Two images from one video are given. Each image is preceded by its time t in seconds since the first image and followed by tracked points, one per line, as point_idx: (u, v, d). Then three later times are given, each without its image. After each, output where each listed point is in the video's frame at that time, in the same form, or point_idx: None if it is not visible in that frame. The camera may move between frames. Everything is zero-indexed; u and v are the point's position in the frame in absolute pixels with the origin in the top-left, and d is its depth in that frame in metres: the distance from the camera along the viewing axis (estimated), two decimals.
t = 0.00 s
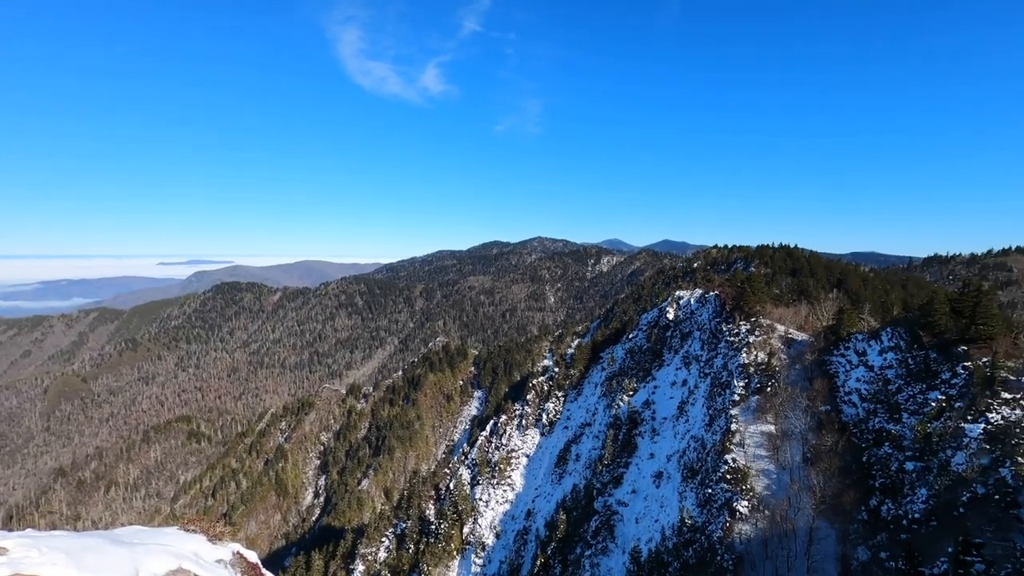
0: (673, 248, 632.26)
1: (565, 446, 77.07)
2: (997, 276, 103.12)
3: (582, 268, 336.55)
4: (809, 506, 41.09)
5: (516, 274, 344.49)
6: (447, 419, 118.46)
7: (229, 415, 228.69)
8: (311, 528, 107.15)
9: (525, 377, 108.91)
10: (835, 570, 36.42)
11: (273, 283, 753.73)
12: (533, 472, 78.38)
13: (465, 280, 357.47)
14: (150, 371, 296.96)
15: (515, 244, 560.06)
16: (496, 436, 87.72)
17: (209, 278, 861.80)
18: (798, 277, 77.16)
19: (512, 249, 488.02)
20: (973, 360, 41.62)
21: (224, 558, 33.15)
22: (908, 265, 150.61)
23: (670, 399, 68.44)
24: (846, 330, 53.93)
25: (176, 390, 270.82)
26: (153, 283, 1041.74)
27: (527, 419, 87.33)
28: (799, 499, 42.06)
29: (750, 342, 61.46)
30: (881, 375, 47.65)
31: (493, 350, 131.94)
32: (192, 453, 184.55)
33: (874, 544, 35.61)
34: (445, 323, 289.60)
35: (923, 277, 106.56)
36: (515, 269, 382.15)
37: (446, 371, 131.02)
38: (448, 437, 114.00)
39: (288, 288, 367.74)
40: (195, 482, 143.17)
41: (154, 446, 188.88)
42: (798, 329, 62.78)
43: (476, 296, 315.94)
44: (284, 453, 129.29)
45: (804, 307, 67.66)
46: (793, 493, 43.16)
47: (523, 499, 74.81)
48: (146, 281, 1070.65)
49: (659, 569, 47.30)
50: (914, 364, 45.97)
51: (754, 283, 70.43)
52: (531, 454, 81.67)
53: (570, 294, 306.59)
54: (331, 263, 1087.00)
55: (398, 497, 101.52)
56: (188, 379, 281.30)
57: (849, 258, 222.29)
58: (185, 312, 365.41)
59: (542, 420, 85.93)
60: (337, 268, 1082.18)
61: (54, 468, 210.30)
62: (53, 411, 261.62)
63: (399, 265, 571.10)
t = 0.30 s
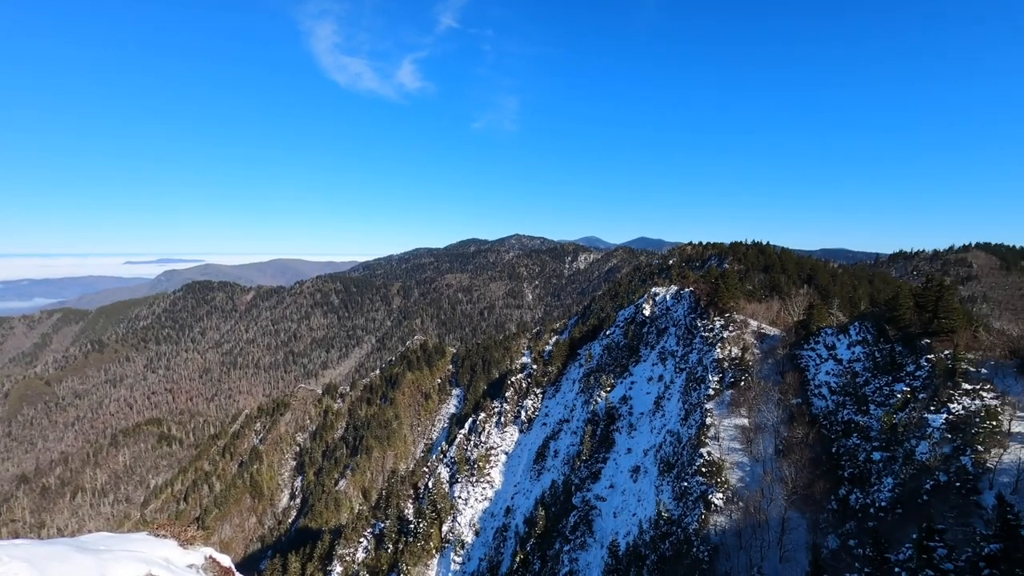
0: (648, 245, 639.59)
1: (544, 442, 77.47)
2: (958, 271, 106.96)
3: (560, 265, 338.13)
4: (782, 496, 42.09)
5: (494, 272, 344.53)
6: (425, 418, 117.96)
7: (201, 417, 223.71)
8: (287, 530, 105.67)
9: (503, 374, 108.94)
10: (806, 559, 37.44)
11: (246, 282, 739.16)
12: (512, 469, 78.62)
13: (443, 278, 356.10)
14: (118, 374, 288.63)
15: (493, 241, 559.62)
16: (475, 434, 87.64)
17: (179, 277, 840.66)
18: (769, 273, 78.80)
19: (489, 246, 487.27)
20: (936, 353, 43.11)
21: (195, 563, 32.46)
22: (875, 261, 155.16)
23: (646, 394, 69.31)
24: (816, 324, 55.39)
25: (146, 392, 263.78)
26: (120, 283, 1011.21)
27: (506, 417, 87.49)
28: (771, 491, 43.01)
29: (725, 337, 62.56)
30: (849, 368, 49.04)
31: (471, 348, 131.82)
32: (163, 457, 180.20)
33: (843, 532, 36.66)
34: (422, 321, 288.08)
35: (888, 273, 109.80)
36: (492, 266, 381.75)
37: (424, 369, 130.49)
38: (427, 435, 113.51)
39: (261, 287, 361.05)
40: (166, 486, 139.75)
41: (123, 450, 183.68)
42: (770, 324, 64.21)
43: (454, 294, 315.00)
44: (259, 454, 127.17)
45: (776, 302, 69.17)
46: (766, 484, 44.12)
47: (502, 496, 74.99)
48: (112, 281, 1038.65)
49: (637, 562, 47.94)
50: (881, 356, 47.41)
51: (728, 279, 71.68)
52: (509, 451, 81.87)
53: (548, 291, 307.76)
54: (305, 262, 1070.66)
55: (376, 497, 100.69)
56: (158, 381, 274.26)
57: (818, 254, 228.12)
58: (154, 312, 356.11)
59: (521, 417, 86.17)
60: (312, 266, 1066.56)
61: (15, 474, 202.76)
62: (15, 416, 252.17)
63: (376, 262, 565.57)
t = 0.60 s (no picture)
0: (638, 244, 641.90)
1: (535, 441, 77.62)
2: (943, 270, 108.36)
3: (551, 264, 338.49)
4: (770, 492, 42.49)
5: (485, 270, 344.33)
6: (416, 417, 117.69)
7: (190, 418, 221.51)
8: (277, 531, 105.08)
9: (494, 373, 108.87)
10: (794, 554, 37.86)
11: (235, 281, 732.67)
12: (504, 468, 78.69)
13: (433, 276, 355.32)
14: (104, 374, 285.08)
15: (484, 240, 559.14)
16: (466, 433, 87.56)
17: (166, 276, 831.75)
18: (758, 272, 79.40)
19: (480, 245, 486.88)
20: (921, 350, 43.70)
21: (182, 565, 32.19)
22: (862, 259, 156.82)
23: (637, 392, 69.63)
24: (804, 322, 55.90)
25: (133, 392, 260.81)
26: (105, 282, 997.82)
27: (497, 415, 87.55)
28: (761, 487, 43.39)
29: (714, 335, 62.99)
30: (836, 365, 49.56)
31: (462, 347, 131.69)
32: (150, 458, 178.46)
33: (831, 527, 37.06)
34: (413, 320, 287.32)
35: (875, 271, 111.04)
36: (483, 265, 381.10)
37: (415, 369, 130.21)
38: (418, 435, 113.22)
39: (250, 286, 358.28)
40: (154, 488, 138.32)
41: (110, 451, 181.51)
42: (758, 322, 64.76)
43: (445, 293, 314.46)
44: (248, 455, 126.28)
45: (764, 300, 69.79)
46: (755, 481, 44.48)
47: (493, 494, 75.07)
48: (98, 280, 1024.87)
49: (628, 559, 48.20)
50: (867, 354, 47.95)
51: (717, 277, 72.14)
52: (501, 450, 81.93)
53: (539, 290, 308.04)
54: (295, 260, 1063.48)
55: (367, 496, 100.27)
56: (145, 382, 271.23)
57: (806, 253, 230.25)
58: (141, 312, 352.22)
59: (512, 416, 86.34)
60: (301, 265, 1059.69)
61: None
62: None
63: (366, 261, 563.28)
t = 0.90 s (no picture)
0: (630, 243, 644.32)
1: (527, 439, 77.69)
2: (930, 268, 109.52)
3: (543, 263, 338.65)
4: (760, 489, 42.80)
5: (478, 269, 344.26)
6: (408, 416, 117.31)
7: (179, 418, 219.46)
8: (268, 532, 104.48)
9: (486, 372, 108.65)
10: (784, 550, 38.16)
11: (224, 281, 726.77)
12: (496, 466, 78.69)
13: (425, 275, 354.66)
14: (92, 375, 281.86)
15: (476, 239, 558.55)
16: (458, 432, 87.40)
17: (155, 275, 824.16)
18: (749, 270, 79.85)
19: (472, 244, 486.49)
20: (908, 347, 44.14)
21: (171, 567, 31.84)
22: (850, 257, 157.85)
23: (629, 390, 69.88)
24: (794, 320, 56.34)
25: (121, 393, 258.12)
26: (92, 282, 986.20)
27: (489, 414, 87.47)
28: (751, 484, 43.69)
29: (705, 333, 63.33)
30: (826, 362, 49.97)
31: (454, 346, 131.46)
32: (139, 459, 176.86)
33: (820, 523, 37.38)
34: (405, 319, 286.53)
35: (863, 269, 112.12)
36: (475, 264, 380.83)
37: (407, 368, 129.89)
38: (410, 434, 112.86)
39: (241, 285, 355.55)
40: (143, 490, 136.95)
41: (97, 453, 179.46)
42: (749, 320, 65.16)
43: (437, 292, 313.85)
44: (239, 456, 125.39)
45: (755, 298, 70.24)
46: (746, 478, 44.73)
47: (486, 493, 75.06)
48: (84, 280, 1012.82)
49: (620, 557, 48.37)
50: (856, 351, 48.38)
51: (709, 275, 72.48)
52: (493, 449, 81.94)
53: (531, 289, 308.19)
54: (285, 259, 1056.87)
55: (359, 496, 99.81)
56: (134, 383, 268.42)
57: (796, 251, 231.76)
58: (130, 312, 348.69)
59: (504, 415, 86.37)
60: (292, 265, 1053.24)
61: None
62: None
63: (358, 260, 561.09)
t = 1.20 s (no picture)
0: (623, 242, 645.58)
1: (521, 438, 77.74)
2: (920, 266, 110.44)
3: (536, 262, 338.58)
4: (752, 486, 43.07)
5: (471, 268, 343.69)
6: (401, 416, 117.01)
7: (170, 419, 217.82)
8: (261, 533, 103.96)
9: (479, 371, 108.44)
10: (775, 546, 38.42)
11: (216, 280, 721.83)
12: (490, 466, 78.68)
13: (419, 275, 353.70)
14: (82, 376, 279.31)
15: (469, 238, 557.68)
16: (452, 432, 87.27)
17: (145, 275, 817.53)
18: (741, 269, 80.17)
19: (465, 243, 485.71)
20: (898, 345, 44.49)
21: (161, 568, 31.59)
22: (841, 255, 158.98)
23: (622, 389, 70.05)
24: (785, 318, 56.71)
25: (111, 394, 255.90)
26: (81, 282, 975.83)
27: (483, 414, 87.41)
28: (743, 481, 43.91)
29: (697, 332, 63.61)
30: (817, 360, 50.34)
31: (448, 345, 131.21)
32: (130, 461, 175.40)
33: (812, 520, 37.65)
34: (398, 318, 285.69)
35: (853, 267, 112.94)
36: (469, 263, 379.97)
37: (400, 368, 129.58)
38: (403, 434, 112.58)
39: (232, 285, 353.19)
40: (134, 491, 135.81)
41: (87, 454, 177.85)
42: (741, 319, 65.46)
43: (430, 291, 313.24)
44: (230, 457, 124.61)
45: (747, 297, 70.62)
46: (738, 475, 44.96)
47: (479, 492, 75.00)
48: (73, 280, 1002.18)
49: (613, 555, 48.49)
50: (847, 349, 48.70)
51: (701, 274, 72.74)
52: (487, 448, 81.92)
53: (524, 288, 308.13)
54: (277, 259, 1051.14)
55: (352, 497, 99.46)
56: (123, 384, 266.08)
57: (787, 249, 233.14)
58: (119, 312, 345.59)
59: (497, 414, 86.36)
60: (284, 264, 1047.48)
61: None
62: None
63: (351, 260, 558.63)
